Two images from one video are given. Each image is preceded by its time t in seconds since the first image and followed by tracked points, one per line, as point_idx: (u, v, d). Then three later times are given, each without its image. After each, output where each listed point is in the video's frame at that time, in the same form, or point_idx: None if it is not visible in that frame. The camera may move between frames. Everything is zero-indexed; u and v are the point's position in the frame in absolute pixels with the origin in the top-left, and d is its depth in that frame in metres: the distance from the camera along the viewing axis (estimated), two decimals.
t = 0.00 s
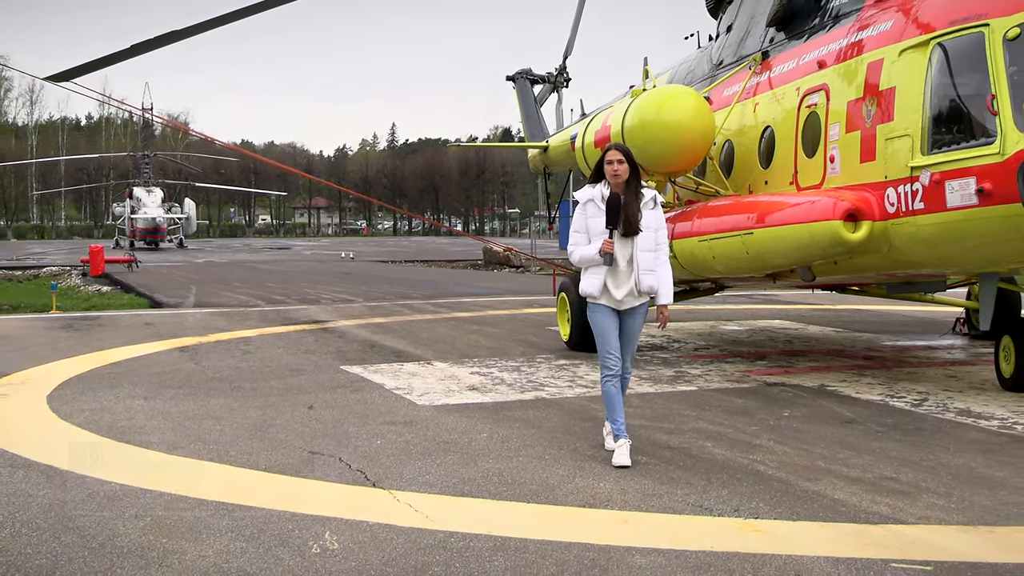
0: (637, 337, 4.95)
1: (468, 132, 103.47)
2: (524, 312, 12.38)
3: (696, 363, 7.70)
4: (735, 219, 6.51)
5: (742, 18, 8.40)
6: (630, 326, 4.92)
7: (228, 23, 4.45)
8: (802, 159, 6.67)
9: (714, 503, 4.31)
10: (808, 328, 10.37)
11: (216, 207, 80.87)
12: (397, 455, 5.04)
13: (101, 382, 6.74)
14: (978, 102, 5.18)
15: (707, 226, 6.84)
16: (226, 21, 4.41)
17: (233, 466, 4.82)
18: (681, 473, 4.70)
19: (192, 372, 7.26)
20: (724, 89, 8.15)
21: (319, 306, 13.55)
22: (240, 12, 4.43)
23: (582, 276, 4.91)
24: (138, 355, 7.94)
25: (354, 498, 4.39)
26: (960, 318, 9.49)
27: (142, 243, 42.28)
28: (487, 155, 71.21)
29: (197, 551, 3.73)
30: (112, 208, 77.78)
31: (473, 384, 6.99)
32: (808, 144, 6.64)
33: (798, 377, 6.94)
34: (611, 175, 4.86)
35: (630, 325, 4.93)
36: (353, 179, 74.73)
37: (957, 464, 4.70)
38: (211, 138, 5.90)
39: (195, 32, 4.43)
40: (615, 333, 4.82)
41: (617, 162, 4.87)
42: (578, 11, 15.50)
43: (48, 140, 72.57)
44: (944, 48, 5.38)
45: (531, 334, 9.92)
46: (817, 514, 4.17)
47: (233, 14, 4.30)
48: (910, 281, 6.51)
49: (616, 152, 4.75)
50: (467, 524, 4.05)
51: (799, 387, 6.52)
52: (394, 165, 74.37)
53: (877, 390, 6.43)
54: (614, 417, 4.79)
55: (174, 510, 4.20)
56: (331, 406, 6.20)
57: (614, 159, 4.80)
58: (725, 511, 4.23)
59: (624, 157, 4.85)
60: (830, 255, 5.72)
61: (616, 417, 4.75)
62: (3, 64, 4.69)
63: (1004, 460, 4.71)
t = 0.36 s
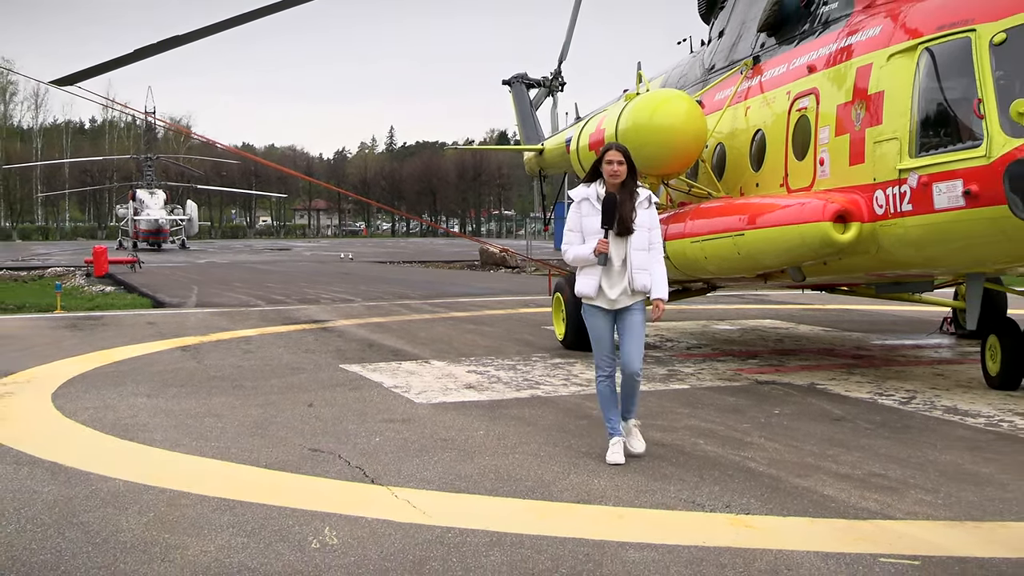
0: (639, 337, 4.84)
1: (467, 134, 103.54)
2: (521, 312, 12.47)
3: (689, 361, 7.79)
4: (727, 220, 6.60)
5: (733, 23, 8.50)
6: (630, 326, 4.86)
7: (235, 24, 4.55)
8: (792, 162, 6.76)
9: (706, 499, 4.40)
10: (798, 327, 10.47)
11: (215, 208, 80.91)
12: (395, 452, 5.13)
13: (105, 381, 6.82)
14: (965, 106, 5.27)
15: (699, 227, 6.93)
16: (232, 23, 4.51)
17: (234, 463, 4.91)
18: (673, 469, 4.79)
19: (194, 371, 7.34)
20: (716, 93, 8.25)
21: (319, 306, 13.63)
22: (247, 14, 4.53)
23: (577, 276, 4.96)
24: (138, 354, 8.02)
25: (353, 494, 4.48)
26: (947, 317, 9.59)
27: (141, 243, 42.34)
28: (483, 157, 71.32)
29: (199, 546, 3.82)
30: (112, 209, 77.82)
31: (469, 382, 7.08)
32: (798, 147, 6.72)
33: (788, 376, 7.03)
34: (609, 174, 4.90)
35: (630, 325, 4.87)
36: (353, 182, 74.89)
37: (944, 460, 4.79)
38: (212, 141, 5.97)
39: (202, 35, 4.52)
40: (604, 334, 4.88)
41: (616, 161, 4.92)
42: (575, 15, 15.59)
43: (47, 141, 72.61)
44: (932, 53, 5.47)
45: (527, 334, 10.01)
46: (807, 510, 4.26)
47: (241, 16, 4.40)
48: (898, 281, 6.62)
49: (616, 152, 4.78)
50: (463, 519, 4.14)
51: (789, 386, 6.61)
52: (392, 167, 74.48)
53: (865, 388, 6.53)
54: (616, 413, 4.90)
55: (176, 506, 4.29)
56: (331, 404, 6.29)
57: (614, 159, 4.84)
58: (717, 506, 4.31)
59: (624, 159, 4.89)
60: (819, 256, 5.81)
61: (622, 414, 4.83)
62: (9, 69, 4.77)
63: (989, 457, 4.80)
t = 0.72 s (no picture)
0: (630, 338, 4.84)
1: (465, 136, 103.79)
2: (517, 312, 12.59)
3: (680, 360, 7.91)
4: (718, 222, 6.70)
5: (722, 30, 8.63)
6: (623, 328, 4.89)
7: (237, 31, 4.64)
8: (781, 165, 6.87)
9: (697, 494, 4.50)
10: (786, 326, 10.60)
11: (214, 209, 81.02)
12: (393, 448, 5.24)
13: (109, 379, 6.93)
14: (950, 110, 5.37)
15: (690, 228, 7.05)
16: (234, 29, 4.60)
17: (235, 459, 5.02)
18: (665, 465, 4.90)
19: (196, 369, 7.45)
20: (707, 98, 8.38)
21: (318, 306, 13.74)
22: (248, 20, 4.62)
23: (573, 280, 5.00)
24: (138, 353, 8.12)
25: (353, 489, 4.59)
26: (933, 317, 9.73)
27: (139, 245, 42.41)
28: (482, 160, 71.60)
29: (201, 540, 3.92)
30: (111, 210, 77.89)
31: (466, 380, 7.19)
32: (786, 150, 6.84)
33: (777, 373, 7.15)
34: (604, 178, 4.94)
35: (623, 327, 4.90)
36: (353, 185, 75.08)
37: (929, 456, 4.90)
38: (213, 144, 6.08)
39: (204, 41, 4.62)
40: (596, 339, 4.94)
41: (611, 165, 4.95)
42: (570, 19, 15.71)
43: (47, 142, 72.69)
44: (917, 59, 5.57)
45: (523, 333, 10.13)
46: (795, 504, 4.37)
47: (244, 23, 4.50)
48: (884, 281, 6.75)
49: (611, 156, 4.82)
50: (459, 514, 4.25)
51: (778, 383, 6.74)
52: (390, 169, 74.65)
53: (852, 385, 6.65)
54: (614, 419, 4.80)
55: (180, 501, 4.40)
56: (331, 401, 6.40)
57: (610, 163, 4.89)
58: (708, 501, 4.42)
59: (619, 164, 4.94)
60: (807, 257, 5.93)
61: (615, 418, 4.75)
62: (16, 75, 4.88)
63: (972, 452, 4.92)
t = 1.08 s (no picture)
0: (623, 346, 4.86)
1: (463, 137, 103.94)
2: (514, 311, 12.71)
3: (672, 358, 8.02)
4: (710, 224, 6.84)
5: (714, 35, 8.76)
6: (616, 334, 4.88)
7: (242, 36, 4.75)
8: (770, 168, 6.99)
9: (689, 490, 4.62)
10: (776, 325, 10.72)
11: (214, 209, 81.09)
12: (392, 445, 5.35)
13: (114, 377, 7.04)
14: (935, 114, 5.47)
15: (682, 230, 7.18)
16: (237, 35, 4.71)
17: (237, 455, 5.13)
18: (657, 461, 5.01)
19: (199, 367, 7.56)
20: (698, 102, 8.50)
21: (317, 306, 13.85)
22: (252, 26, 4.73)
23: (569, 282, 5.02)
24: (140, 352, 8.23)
25: (353, 484, 4.71)
26: (920, 315, 9.87)
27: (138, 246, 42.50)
28: (477, 164, 71.54)
29: (204, 535, 4.03)
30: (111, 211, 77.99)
31: (462, 378, 7.30)
32: (775, 153, 6.95)
33: (767, 371, 7.26)
34: (600, 179, 4.94)
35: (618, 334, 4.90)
36: (353, 186, 75.20)
37: (915, 452, 5.01)
38: (216, 148, 6.19)
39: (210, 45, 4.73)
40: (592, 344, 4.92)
41: (608, 167, 4.94)
42: (566, 23, 15.83)
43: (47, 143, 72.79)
44: (903, 64, 5.68)
45: (519, 332, 10.24)
46: (784, 499, 4.48)
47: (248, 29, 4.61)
48: (871, 282, 6.87)
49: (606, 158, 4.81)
50: (456, 508, 4.36)
51: (768, 381, 6.85)
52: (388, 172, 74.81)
53: (840, 383, 6.78)
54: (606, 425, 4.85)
55: (183, 496, 4.51)
56: (331, 399, 6.51)
57: (605, 164, 4.87)
58: (699, 496, 4.54)
59: (615, 164, 4.93)
60: (795, 257, 6.05)
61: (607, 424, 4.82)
62: (23, 80, 4.98)
63: (956, 448, 5.04)
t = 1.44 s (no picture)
0: (621, 346, 4.94)
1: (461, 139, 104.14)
2: (509, 310, 12.86)
3: (664, 356, 8.15)
4: (702, 225, 6.96)
5: (705, 42, 8.89)
6: (614, 333, 4.93)
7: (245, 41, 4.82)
8: (760, 171, 7.11)
9: (680, 485, 4.73)
10: (766, 325, 10.86)
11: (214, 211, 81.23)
12: (391, 441, 5.47)
13: (119, 375, 7.15)
14: (920, 118, 5.57)
15: (674, 231, 7.31)
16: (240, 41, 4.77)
17: (240, 452, 5.25)
18: (650, 457, 5.13)
19: (202, 366, 7.68)
20: (690, 107, 8.63)
21: (317, 305, 13.98)
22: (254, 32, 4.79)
23: (568, 284, 5.02)
24: (144, 351, 8.35)
25: (354, 478, 4.83)
26: (904, 315, 10.02)
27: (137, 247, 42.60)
28: (474, 169, 71.71)
29: (207, 529, 4.14)
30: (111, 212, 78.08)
31: (460, 376, 7.43)
32: (765, 156, 7.07)
33: (757, 369, 7.39)
34: (594, 178, 4.94)
35: (615, 333, 4.94)
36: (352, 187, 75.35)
37: (902, 448, 5.13)
38: (220, 151, 6.28)
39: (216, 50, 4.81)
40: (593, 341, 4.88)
41: (600, 166, 4.96)
42: (561, 28, 15.96)
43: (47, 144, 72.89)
44: (890, 69, 5.79)
45: (514, 331, 10.37)
46: (773, 494, 4.60)
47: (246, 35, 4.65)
48: (859, 282, 7.00)
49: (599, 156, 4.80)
50: (454, 503, 4.48)
51: (758, 379, 6.98)
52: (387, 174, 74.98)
53: (828, 380, 6.90)
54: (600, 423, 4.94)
55: (187, 491, 4.62)
56: (331, 396, 6.62)
57: (598, 163, 4.87)
58: (690, 491, 4.65)
59: (608, 162, 4.94)
60: (784, 258, 6.17)
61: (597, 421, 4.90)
62: (30, 85, 5.07)
63: (941, 444, 5.16)
